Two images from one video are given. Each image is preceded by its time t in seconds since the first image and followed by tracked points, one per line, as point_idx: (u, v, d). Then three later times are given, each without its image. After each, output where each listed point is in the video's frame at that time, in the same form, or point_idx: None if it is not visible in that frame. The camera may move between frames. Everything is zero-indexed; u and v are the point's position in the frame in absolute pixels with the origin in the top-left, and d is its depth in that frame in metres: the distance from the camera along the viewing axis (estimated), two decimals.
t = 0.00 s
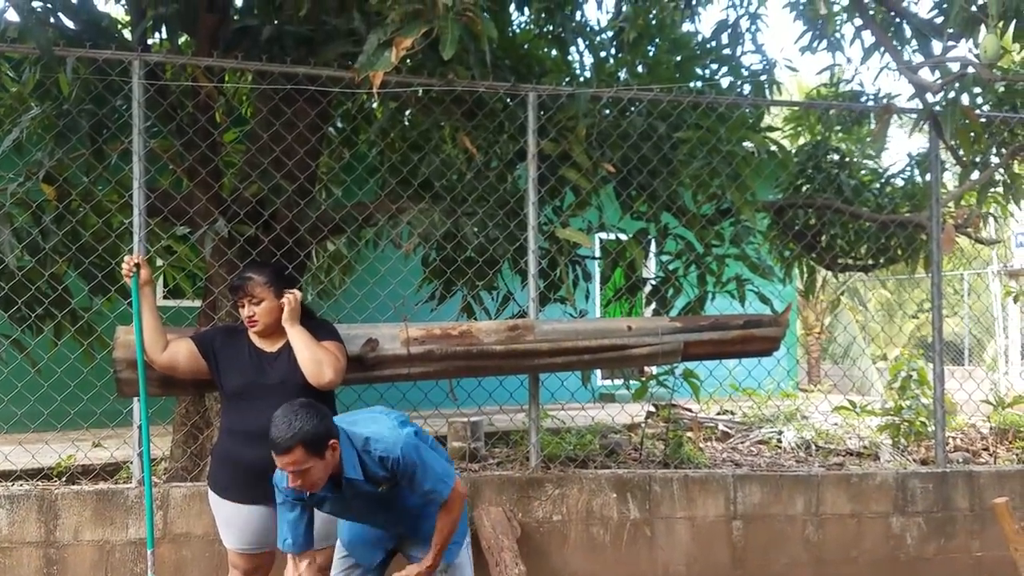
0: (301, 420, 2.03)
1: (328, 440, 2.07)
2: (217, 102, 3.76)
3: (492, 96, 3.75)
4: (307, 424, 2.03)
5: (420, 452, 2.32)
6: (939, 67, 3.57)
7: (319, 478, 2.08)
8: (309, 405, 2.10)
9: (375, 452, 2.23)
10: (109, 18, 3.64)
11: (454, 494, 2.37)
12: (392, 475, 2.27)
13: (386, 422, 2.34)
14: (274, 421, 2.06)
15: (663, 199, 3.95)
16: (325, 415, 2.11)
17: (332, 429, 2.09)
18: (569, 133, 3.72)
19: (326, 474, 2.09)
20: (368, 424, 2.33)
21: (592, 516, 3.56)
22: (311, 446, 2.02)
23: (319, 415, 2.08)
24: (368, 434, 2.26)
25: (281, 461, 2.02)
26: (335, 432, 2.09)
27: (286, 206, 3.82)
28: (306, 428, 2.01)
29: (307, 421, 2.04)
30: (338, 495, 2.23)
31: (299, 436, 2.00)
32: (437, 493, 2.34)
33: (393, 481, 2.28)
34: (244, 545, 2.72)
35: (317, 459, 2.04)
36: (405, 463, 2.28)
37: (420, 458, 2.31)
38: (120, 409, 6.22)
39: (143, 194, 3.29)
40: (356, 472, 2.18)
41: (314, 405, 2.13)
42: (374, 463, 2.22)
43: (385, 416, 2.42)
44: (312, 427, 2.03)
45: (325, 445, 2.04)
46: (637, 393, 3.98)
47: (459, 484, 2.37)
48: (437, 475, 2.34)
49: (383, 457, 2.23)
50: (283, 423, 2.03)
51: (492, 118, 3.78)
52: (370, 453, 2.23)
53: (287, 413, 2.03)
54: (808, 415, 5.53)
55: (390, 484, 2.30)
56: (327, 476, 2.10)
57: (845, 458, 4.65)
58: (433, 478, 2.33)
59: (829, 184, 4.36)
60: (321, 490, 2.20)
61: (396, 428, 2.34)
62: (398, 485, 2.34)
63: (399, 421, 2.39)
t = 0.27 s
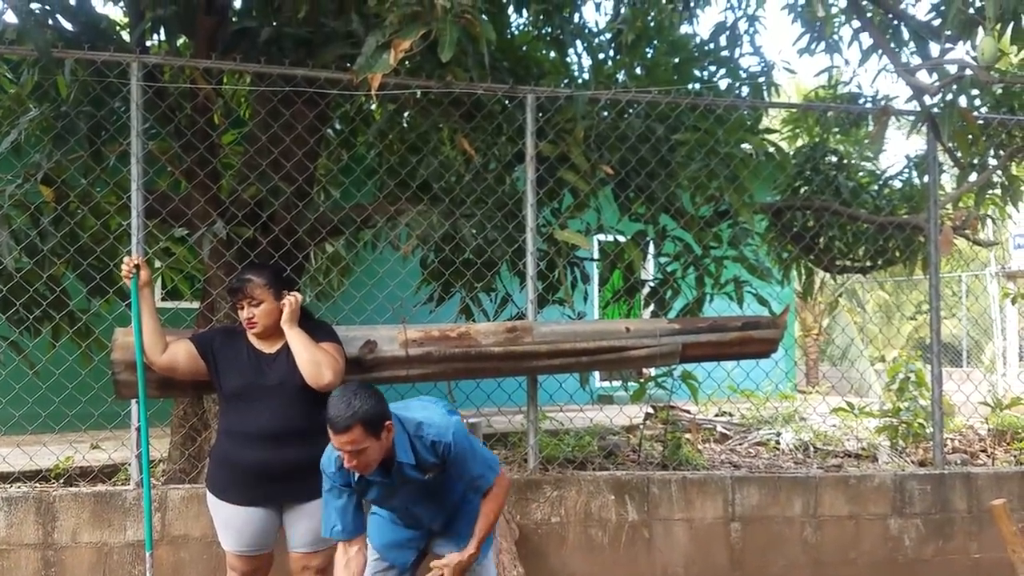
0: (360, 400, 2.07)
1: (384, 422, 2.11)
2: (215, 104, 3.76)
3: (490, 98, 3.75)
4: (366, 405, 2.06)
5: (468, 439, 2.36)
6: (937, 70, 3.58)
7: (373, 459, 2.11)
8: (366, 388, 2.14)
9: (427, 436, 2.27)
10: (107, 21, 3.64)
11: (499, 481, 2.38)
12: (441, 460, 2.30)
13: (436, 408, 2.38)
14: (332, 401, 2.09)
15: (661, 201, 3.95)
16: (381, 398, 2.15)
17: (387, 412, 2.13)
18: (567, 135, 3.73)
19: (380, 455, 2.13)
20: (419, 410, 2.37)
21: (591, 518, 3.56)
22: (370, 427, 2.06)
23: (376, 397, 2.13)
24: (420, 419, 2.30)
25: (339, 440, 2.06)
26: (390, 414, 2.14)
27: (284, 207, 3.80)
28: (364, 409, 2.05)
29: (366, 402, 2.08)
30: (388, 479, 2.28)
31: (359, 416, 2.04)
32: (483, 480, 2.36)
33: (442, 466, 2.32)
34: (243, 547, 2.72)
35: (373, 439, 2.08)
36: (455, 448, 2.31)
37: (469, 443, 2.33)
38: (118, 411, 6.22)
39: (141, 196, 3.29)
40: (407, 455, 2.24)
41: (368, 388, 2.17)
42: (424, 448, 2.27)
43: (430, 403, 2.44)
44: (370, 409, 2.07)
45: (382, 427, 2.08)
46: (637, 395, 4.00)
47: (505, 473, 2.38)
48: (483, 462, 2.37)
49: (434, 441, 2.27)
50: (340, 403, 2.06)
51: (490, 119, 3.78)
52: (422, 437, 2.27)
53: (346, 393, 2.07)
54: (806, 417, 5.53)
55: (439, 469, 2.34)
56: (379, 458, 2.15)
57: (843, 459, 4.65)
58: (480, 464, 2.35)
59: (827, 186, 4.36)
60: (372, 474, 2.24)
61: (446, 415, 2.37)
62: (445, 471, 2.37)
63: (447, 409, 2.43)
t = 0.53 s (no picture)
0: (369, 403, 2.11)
1: (392, 425, 2.15)
2: (214, 107, 3.76)
3: (489, 100, 3.75)
4: (374, 408, 2.11)
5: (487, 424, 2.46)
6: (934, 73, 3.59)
7: (380, 460, 2.17)
8: (377, 389, 2.18)
9: (447, 428, 2.38)
10: (106, 23, 3.64)
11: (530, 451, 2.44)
12: (464, 449, 2.41)
13: (452, 401, 2.48)
14: (343, 401, 2.14)
15: (659, 204, 3.95)
16: (393, 400, 2.20)
17: (397, 414, 2.17)
18: (565, 137, 3.73)
19: (387, 457, 2.18)
20: (435, 406, 2.47)
21: (589, 520, 3.56)
22: (378, 429, 2.10)
23: (387, 400, 2.16)
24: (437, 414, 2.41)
25: (347, 440, 2.11)
26: (399, 418, 2.17)
27: (283, 211, 3.83)
28: (371, 413, 2.09)
29: (374, 404, 2.12)
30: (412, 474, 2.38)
31: (365, 419, 2.09)
32: (512, 456, 2.42)
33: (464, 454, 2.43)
34: (241, 549, 2.71)
35: (382, 442, 2.12)
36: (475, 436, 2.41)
37: (489, 426, 2.43)
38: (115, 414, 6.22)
39: (139, 199, 3.29)
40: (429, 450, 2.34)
41: (382, 391, 2.21)
42: (445, 441, 2.38)
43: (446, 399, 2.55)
44: (378, 412, 2.11)
45: (390, 430, 2.12)
46: (635, 397, 4.02)
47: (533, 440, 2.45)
48: (508, 436, 2.44)
49: (454, 432, 2.38)
50: (349, 405, 2.11)
51: (489, 122, 3.78)
52: (441, 430, 2.38)
53: (355, 395, 2.11)
54: (804, 419, 5.53)
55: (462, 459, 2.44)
56: (388, 458, 2.20)
57: (841, 462, 4.65)
58: (505, 440, 2.43)
59: (825, 189, 4.38)
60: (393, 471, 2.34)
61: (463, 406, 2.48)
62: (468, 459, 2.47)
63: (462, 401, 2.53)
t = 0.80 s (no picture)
0: (311, 446, 2.12)
1: (338, 466, 2.14)
2: (213, 110, 3.76)
3: (487, 104, 3.76)
4: (316, 452, 2.11)
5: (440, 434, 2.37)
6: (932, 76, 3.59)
7: (332, 497, 2.19)
8: (324, 429, 2.17)
9: (395, 450, 2.30)
10: (104, 26, 3.64)
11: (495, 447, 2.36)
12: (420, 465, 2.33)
13: (401, 420, 2.40)
14: (291, 443, 2.16)
15: (657, 207, 3.95)
16: (339, 438, 2.19)
17: (342, 453, 2.15)
18: (564, 141, 3.73)
19: (337, 495, 2.19)
20: (385, 427, 2.39)
21: (588, 523, 3.56)
22: (320, 473, 2.11)
23: (332, 442, 2.15)
24: (386, 437, 2.34)
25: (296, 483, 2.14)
26: (345, 457, 2.16)
27: (282, 213, 3.82)
28: (312, 456, 2.09)
29: (317, 447, 2.11)
30: (373, 501, 2.33)
31: (307, 464, 2.09)
32: (477, 453, 2.34)
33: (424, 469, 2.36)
34: (239, 552, 2.71)
35: (326, 484, 2.13)
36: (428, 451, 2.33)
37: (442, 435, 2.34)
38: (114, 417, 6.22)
39: (138, 202, 3.29)
40: (383, 476, 2.27)
41: (331, 429, 2.20)
42: (397, 462, 2.30)
43: (400, 417, 2.47)
44: (319, 455, 2.11)
45: (334, 472, 2.12)
46: (633, 400, 4.02)
47: (496, 431, 2.36)
48: (469, 433, 2.36)
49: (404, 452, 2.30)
50: (295, 447, 2.13)
51: (487, 125, 3.79)
52: (391, 453, 2.30)
53: (297, 439, 2.12)
54: (802, 422, 5.53)
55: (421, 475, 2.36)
56: (342, 495, 2.22)
57: (840, 465, 4.65)
58: (464, 443, 2.34)
59: (823, 192, 4.39)
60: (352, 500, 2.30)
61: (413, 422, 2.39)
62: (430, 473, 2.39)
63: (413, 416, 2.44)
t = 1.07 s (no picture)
0: (257, 481, 2.04)
1: (287, 499, 2.07)
2: (211, 116, 3.75)
3: (485, 111, 3.77)
4: (263, 487, 2.03)
5: (390, 471, 2.24)
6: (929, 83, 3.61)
7: (286, 528, 2.13)
8: (272, 461, 2.09)
9: (343, 483, 2.22)
10: (103, 33, 3.65)
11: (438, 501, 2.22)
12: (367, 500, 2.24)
13: (354, 449, 2.30)
14: (240, 476, 2.09)
15: (655, 213, 3.95)
16: (288, 469, 2.10)
17: (291, 485, 2.08)
18: (561, 147, 3.74)
19: (292, 525, 2.13)
20: (339, 454, 2.30)
21: (586, 529, 3.56)
22: (268, 508, 2.04)
23: (280, 474, 2.07)
24: (337, 464, 2.26)
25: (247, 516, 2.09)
26: (294, 489, 2.08)
27: (280, 219, 3.83)
28: (260, 492, 2.03)
29: (263, 483, 2.04)
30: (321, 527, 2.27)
31: (254, 500, 2.03)
32: (419, 506, 2.22)
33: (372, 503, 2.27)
34: (235, 559, 2.71)
35: (276, 517, 2.07)
36: (375, 487, 2.22)
37: (390, 476, 2.22)
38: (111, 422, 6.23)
39: (137, 208, 3.30)
40: (330, 507, 2.19)
41: (278, 459, 2.12)
42: (344, 495, 2.22)
43: (359, 440, 2.37)
44: (267, 490, 2.03)
45: (283, 506, 2.05)
46: (631, 407, 4.01)
47: (445, 494, 2.21)
48: (417, 486, 2.22)
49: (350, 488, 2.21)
50: (243, 482, 2.06)
51: (485, 131, 3.80)
52: (340, 485, 2.22)
53: (244, 475, 2.04)
54: (800, 428, 5.54)
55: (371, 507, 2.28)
56: (297, 523, 2.16)
57: (837, 471, 4.66)
58: (409, 491, 2.21)
59: (820, 198, 4.40)
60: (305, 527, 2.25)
61: (366, 453, 2.29)
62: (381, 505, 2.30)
63: (369, 444, 2.34)
